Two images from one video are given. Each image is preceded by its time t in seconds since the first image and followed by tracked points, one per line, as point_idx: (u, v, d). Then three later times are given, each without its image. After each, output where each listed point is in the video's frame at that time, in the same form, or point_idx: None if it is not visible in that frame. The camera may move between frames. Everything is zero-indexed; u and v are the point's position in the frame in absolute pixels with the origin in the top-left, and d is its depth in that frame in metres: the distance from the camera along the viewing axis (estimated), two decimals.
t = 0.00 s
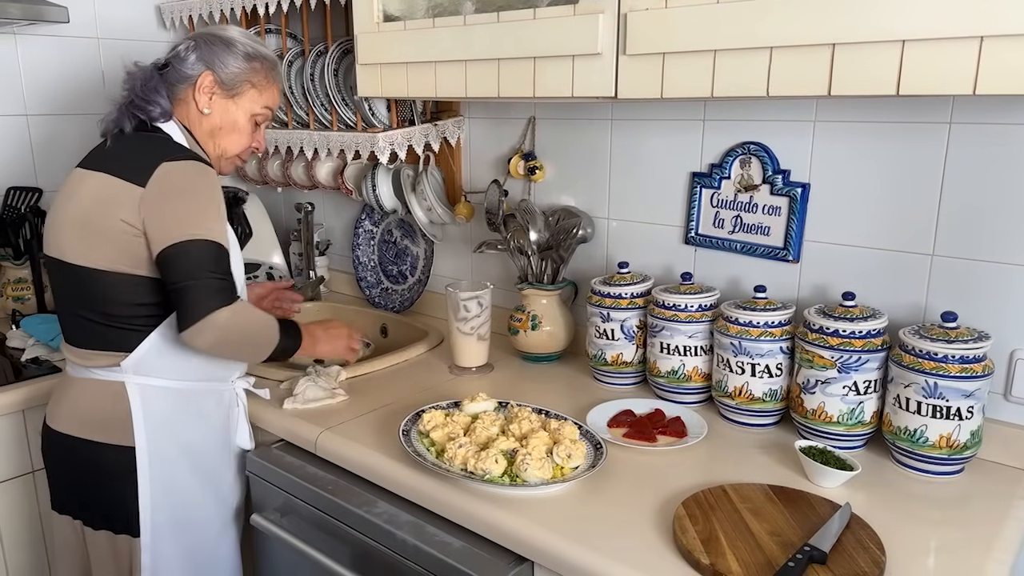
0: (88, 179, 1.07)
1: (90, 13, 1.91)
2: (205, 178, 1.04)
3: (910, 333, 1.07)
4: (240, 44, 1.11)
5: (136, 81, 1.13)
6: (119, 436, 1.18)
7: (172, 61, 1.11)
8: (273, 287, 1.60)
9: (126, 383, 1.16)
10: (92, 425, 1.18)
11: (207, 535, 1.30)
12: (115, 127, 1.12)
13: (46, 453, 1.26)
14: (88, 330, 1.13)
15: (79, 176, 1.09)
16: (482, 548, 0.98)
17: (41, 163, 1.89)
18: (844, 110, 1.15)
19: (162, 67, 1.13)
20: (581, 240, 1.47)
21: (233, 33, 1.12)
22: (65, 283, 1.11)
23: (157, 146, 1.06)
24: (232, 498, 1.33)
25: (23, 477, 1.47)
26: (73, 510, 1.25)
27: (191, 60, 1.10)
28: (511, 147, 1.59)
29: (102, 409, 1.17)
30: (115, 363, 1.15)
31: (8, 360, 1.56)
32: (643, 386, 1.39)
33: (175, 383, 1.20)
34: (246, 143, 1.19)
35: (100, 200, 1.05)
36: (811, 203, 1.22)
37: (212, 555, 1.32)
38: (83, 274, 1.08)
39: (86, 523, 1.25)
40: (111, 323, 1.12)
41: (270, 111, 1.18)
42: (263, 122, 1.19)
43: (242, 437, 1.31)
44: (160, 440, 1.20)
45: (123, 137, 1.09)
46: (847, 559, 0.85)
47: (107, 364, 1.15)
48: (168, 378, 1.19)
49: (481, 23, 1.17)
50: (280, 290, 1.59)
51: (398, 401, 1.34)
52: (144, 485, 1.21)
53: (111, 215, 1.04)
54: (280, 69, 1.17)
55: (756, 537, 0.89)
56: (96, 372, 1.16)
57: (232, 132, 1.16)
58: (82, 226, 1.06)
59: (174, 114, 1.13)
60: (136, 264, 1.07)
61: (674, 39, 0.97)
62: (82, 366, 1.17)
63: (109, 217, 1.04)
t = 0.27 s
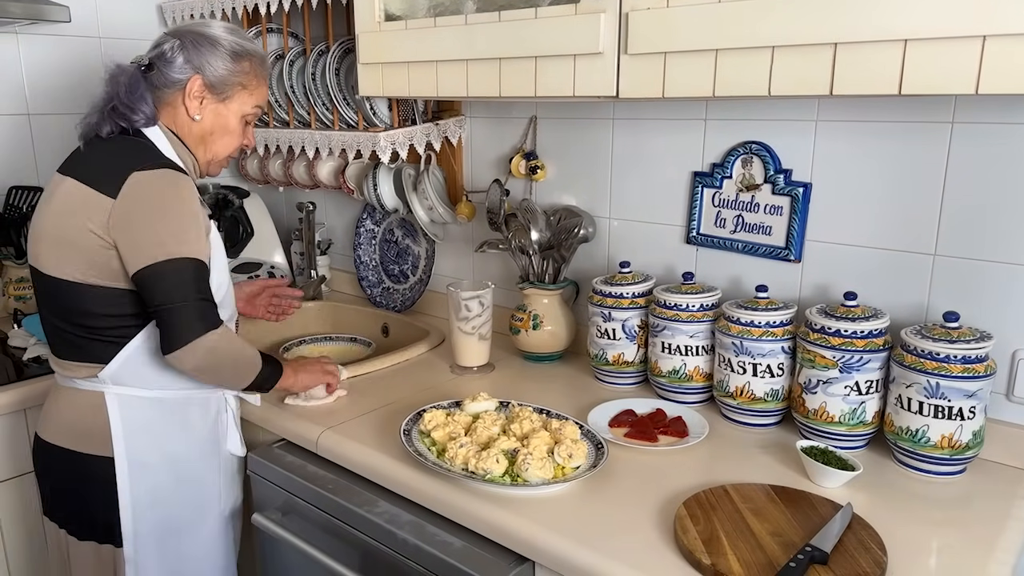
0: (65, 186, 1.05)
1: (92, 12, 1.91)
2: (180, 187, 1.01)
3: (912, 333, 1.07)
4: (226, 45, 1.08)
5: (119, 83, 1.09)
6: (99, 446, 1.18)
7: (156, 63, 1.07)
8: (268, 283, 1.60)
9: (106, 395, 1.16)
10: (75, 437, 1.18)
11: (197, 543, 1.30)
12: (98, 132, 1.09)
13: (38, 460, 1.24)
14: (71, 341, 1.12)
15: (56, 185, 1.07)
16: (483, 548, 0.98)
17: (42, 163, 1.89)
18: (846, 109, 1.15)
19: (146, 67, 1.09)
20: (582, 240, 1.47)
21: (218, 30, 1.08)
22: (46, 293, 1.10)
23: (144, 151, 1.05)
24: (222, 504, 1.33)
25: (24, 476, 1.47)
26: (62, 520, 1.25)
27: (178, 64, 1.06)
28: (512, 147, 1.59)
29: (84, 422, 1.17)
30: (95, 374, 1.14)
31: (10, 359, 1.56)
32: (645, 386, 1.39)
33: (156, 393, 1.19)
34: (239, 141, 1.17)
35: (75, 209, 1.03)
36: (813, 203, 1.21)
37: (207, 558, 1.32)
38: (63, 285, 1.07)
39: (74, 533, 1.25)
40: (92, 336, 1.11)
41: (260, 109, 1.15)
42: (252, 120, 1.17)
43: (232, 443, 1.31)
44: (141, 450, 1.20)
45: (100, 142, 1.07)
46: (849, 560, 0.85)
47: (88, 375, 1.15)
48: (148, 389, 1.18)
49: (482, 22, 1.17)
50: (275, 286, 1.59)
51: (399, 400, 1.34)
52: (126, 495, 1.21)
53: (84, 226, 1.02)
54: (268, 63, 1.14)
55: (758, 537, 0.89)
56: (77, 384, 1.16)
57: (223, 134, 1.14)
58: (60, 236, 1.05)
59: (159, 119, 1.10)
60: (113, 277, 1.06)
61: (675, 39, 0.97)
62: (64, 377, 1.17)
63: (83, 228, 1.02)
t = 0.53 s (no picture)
0: (63, 188, 1.04)
1: (93, 11, 1.91)
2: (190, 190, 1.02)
3: (912, 333, 1.07)
4: (217, 43, 1.07)
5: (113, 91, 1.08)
6: (100, 449, 1.18)
7: (148, 63, 1.07)
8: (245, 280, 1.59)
9: (106, 397, 1.16)
10: (75, 440, 1.17)
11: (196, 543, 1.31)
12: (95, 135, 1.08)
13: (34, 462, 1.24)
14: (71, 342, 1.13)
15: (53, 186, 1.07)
16: (483, 548, 0.98)
17: (43, 162, 1.89)
18: (847, 109, 1.15)
19: (137, 68, 1.09)
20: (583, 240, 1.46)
21: (207, 27, 1.08)
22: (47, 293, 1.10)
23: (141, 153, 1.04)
24: (220, 502, 1.34)
25: (25, 475, 1.48)
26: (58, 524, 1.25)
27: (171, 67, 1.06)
28: (513, 146, 1.59)
29: (84, 424, 1.17)
30: (94, 376, 1.14)
31: (11, 358, 1.57)
32: (645, 386, 1.39)
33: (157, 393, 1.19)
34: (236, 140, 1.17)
35: (73, 213, 1.03)
36: (814, 203, 1.21)
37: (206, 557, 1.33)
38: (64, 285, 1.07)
39: (72, 535, 1.25)
40: (92, 338, 1.11)
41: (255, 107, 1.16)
42: (247, 117, 1.17)
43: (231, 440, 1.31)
44: (144, 452, 1.20)
45: (97, 144, 1.06)
46: (849, 560, 0.85)
47: (87, 378, 1.14)
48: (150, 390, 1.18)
49: (483, 22, 1.17)
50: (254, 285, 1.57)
51: (400, 400, 1.34)
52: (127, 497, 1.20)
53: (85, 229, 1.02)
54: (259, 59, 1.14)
55: (758, 537, 0.89)
56: (76, 387, 1.16)
57: (217, 133, 1.14)
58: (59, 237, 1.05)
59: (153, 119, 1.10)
60: (115, 281, 1.06)
61: (675, 38, 0.97)
62: (63, 380, 1.16)
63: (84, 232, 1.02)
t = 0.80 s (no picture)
0: (76, 187, 1.05)
1: (95, 11, 1.91)
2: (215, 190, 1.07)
3: (913, 333, 1.07)
4: (194, 30, 1.07)
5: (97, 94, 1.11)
6: (110, 447, 1.18)
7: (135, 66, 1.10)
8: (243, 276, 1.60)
9: (119, 394, 1.16)
10: (85, 438, 1.17)
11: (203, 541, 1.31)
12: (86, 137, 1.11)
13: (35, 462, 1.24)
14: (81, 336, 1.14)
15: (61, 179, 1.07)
16: (484, 547, 0.98)
17: (45, 162, 1.90)
18: (848, 109, 1.15)
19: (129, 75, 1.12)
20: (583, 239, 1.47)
21: (187, 18, 1.08)
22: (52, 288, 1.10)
23: (149, 153, 1.06)
24: (226, 501, 1.34)
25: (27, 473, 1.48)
26: (63, 524, 1.24)
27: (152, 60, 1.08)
28: (514, 145, 1.59)
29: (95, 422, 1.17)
30: (107, 374, 1.14)
31: (13, 357, 1.57)
32: (646, 385, 1.39)
33: (170, 390, 1.20)
34: (229, 133, 1.15)
35: (88, 211, 1.04)
36: (815, 202, 1.21)
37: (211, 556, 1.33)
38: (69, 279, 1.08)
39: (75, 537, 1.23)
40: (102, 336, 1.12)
41: (244, 95, 1.13)
42: (240, 103, 1.14)
43: (236, 439, 1.32)
44: (155, 450, 1.20)
45: (101, 143, 1.07)
46: (848, 559, 0.85)
47: (96, 376, 1.15)
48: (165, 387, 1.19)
49: (484, 21, 1.17)
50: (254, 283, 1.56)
51: (401, 399, 1.34)
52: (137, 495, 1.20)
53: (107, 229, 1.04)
54: (245, 46, 1.12)
55: (758, 536, 0.89)
56: (87, 385, 1.17)
57: (205, 122, 1.12)
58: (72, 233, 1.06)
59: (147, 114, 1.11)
60: (134, 278, 1.08)
61: (676, 38, 0.97)
62: (73, 378, 1.17)
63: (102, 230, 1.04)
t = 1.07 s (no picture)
0: (74, 187, 1.04)
1: (95, 10, 1.91)
2: (207, 195, 1.04)
3: (914, 331, 1.07)
4: (182, 20, 1.06)
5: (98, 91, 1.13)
6: (100, 452, 1.18)
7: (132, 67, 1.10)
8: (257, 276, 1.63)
9: (110, 398, 1.16)
10: (77, 442, 1.17)
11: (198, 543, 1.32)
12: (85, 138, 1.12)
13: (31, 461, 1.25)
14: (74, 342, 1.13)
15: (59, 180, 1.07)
16: (484, 545, 0.99)
17: (47, 161, 1.90)
18: (848, 108, 1.15)
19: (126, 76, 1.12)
20: (584, 237, 1.47)
21: (177, 11, 1.07)
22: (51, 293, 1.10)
23: (144, 153, 1.04)
24: (220, 508, 1.33)
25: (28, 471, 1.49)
26: (53, 524, 1.24)
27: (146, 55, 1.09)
28: (515, 144, 1.59)
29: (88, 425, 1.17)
30: (99, 378, 1.14)
31: (15, 355, 1.57)
32: (646, 383, 1.39)
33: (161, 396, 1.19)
34: (227, 123, 1.13)
35: (82, 214, 1.03)
36: (816, 200, 1.21)
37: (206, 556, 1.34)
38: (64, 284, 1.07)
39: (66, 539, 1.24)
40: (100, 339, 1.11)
41: (238, 83, 1.11)
42: (235, 92, 1.11)
43: (233, 448, 1.31)
44: (144, 456, 1.20)
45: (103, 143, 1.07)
46: (848, 558, 0.85)
47: (90, 379, 1.14)
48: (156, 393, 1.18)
49: (484, 20, 1.17)
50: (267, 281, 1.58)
51: (401, 397, 1.34)
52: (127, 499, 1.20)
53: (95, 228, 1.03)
54: (236, 34, 1.10)
55: (758, 534, 0.89)
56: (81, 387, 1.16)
57: (198, 113, 1.10)
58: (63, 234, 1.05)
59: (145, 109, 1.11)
60: (123, 282, 1.06)
61: (676, 36, 0.97)
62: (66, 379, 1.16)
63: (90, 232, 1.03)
